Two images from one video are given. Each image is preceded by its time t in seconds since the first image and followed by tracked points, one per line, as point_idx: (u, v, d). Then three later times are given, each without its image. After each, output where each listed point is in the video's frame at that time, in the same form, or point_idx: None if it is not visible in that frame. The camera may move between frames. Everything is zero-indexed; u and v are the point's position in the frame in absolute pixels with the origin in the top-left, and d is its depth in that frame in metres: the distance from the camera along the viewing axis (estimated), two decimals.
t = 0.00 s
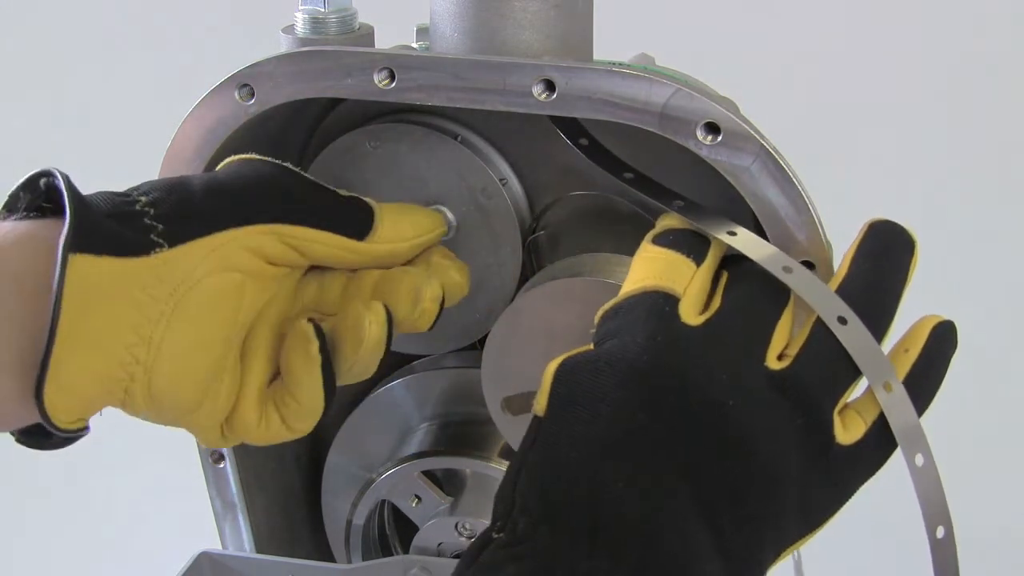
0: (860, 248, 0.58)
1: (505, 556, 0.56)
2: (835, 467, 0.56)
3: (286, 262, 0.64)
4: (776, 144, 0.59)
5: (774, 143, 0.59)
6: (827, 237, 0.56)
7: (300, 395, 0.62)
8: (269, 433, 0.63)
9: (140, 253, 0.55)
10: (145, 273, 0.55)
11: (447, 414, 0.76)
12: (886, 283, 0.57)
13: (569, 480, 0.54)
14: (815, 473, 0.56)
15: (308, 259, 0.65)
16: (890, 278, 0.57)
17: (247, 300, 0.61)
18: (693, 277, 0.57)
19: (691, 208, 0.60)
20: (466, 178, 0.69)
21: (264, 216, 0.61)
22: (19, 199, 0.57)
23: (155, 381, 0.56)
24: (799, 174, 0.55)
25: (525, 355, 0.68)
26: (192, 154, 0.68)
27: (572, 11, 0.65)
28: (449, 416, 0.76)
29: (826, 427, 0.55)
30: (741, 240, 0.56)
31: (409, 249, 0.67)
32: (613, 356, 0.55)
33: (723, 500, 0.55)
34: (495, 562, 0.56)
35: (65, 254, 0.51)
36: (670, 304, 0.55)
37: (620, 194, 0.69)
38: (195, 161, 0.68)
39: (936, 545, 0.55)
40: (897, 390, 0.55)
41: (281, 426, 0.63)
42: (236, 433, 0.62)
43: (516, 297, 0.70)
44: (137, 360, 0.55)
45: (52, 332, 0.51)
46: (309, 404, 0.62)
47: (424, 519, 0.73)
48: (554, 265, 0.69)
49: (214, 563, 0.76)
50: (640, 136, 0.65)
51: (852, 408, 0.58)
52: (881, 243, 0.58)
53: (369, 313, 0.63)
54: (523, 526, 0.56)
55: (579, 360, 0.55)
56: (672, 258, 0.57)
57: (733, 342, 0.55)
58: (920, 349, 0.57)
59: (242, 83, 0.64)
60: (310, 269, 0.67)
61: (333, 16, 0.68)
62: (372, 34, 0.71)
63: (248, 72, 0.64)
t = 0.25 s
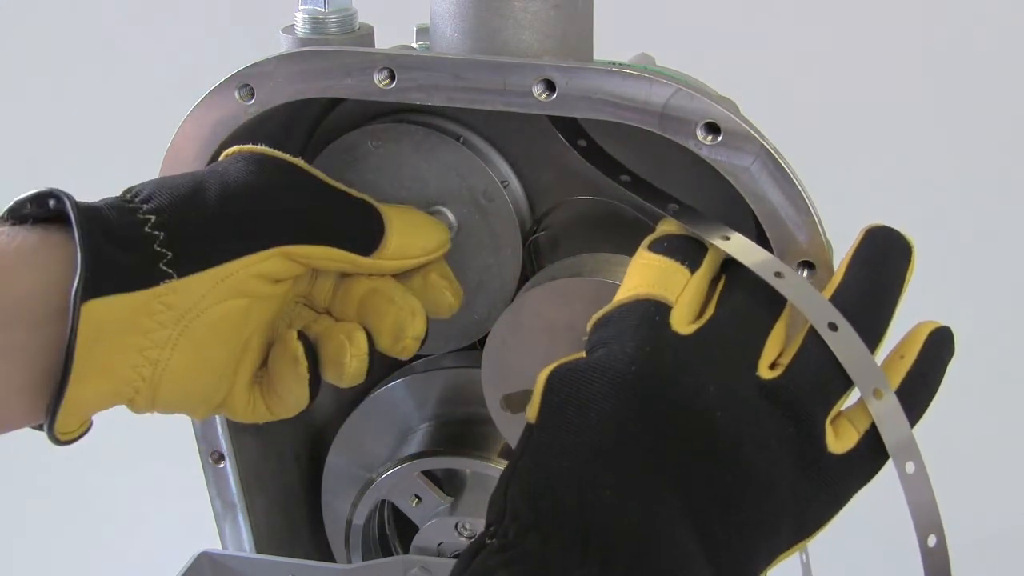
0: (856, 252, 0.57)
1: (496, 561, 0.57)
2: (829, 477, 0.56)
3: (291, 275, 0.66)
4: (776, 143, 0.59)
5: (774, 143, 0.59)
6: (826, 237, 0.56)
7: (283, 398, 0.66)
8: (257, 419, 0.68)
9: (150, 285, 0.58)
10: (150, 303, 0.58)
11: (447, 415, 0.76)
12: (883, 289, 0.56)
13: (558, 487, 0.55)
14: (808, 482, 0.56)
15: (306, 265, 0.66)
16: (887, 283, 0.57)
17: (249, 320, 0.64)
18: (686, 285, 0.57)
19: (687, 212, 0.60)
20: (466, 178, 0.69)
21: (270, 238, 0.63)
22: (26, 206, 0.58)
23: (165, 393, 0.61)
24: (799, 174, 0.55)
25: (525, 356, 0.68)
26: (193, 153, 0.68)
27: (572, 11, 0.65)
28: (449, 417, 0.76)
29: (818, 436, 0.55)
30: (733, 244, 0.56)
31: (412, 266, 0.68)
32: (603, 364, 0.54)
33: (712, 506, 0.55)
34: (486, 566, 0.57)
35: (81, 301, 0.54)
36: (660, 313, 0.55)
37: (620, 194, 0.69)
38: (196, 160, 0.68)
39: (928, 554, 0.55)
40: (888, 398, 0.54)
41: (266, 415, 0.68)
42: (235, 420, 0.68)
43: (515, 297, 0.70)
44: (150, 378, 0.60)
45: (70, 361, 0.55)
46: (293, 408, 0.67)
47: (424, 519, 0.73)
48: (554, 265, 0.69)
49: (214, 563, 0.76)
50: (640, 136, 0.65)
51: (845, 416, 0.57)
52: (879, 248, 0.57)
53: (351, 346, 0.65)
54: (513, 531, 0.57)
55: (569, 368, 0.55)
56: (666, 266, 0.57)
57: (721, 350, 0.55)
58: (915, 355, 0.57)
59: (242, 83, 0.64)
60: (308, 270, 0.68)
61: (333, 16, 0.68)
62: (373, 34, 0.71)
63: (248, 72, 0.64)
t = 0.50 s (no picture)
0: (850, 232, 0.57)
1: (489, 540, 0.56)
2: (822, 456, 0.56)
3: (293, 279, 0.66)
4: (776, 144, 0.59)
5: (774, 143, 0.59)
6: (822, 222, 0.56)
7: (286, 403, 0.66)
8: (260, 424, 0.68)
9: (154, 285, 0.58)
10: (154, 304, 0.58)
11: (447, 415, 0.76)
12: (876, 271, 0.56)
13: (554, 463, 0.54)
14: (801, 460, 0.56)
15: (308, 267, 0.66)
16: (881, 265, 0.56)
17: (253, 322, 0.64)
18: (681, 262, 0.57)
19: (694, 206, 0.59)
20: (467, 178, 0.69)
21: (274, 239, 0.63)
22: (28, 211, 0.59)
23: (168, 395, 0.61)
24: (799, 174, 0.55)
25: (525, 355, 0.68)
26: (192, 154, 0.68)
27: (572, 11, 0.65)
28: (449, 416, 0.76)
29: (811, 415, 0.55)
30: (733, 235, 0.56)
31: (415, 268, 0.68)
32: (598, 338, 0.55)
33: (704, 484, 0.55)
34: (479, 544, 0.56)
35: (84, 301, 0.54)
36: (654, 290, 0.56)
37: (620, 194, 0.69)
38: (195, 161, 0.68)
39: (925, 547, 0.55)
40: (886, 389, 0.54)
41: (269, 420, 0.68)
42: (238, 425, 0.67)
43: (515, 297, 0.70)
44: (155, 381, 0.60)
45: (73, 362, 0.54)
46: (297, 411, 0.67)
47: (424, 519, 0.73)
48: (554, 265, 0.69)
49: (214, 563, 0.76)
50: (640, 136, 0.65)
51: (838, 392, 0.57)
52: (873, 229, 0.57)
53: (353, 345, 0.65)
54: (507, 509, 0.56)
55: (564, 344, 0.56)
56: (660, 242, 0.57)
57: (715, 327, 0.56)
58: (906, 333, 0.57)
59: (242, 83, 0.64)
60: (309, 273, 0.68)
61: (333, 16, 0.68)
62: (373, 34, 0.71)
63: (248, 72, 0.64)
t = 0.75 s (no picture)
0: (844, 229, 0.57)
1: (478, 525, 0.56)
2: (810, 447, 0.56)
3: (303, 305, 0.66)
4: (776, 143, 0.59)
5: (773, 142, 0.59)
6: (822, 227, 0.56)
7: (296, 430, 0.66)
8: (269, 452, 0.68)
9: (168, 310, 0.58)
10: (167, 330, 0.58)
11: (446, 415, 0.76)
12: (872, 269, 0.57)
13: (548, 449, 0.54)
14: (791, 448, 0.56)
15: (318, 294, 0.67)
16: (875, 264, 0.57)
17: (264, 348, 0.64)
18: (675, 250, 0.57)
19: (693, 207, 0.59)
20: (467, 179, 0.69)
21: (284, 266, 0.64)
22: (42, 235, 0.59)
23: (180, 421, 0.61)
24: (798, 174, 0.55)
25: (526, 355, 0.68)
26: (193, 152, 0.68)
27: (572, 11, 0.65)
28: (449, 416, 0.76)
29: (803, 407, 0.56)
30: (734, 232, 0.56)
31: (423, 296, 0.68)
32: (596, 326, 0.55)
33: (699, 474, 0.55)
34: (469, 530, 0.56)
35: (100, 327, 0.54)
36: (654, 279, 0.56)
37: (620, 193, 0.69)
38: (197, 160, 0.68)
39: (913, 557, 0.55)
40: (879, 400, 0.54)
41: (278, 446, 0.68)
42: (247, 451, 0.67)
43: (515, 297, 0.70)
44: (167, 406, 0.60)
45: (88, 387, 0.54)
46: (306, 436, 0.67)
47: (425, 519, 0.73)
48: (554, 266, 0.69)
49: (214, 563, 0.76)
50: (640, 137, 0.65)
51: (829, 390, 0.58)
52: (867, 227, 0.57)
53: (365, 370, 0.65)
54: (498, 494, 0.56)
55: (561, 331, 0.56)
56: (654, 232, 0.57)
57: (715, 320, 0.56)
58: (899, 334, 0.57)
59: (242, 83, 0.64)
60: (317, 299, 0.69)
61: (333, 15, 0.68)
62: (373, 34, 0.71)
63: (248, 72, 0.64)
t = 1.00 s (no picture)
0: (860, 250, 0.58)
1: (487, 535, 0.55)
2: (819, 466, 0.58)
3: (300, 303, 0.66)
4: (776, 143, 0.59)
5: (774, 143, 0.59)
6: (826, 237, 0.56)
7: (297, 426, 0.66)
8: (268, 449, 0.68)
9: (163, 309, 0.58)
10: (163, 329, 0.58)
11: (447, 415, 0.76)
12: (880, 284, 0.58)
13: (564, 465, 0.54)
14: (797, 465, 0.58)
15: (315, 292, 0.67)
16: (886, 281, 0.58)
17: (260, 347, 0.64)
18: (693, 266, 0.57)
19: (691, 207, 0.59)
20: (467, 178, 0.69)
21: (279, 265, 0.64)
22: (36, 233, 0.59)
23: (176, 419, 0.61)
24: (799, 174, 0.55)
25: (526, 355, 0.68)
26: (191, 152, 0.68)
27: (572, 11, 0.65)
28: (449, 416, 0.76)
29: (813, 425, 0.57)
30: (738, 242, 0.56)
31: (420, 292, 0.68)
32: (614, 342, 0.55)
33: (709, 490, 0.56)
34: (478, 540, 0.55)
35: (95, 325, 0.54)
36: (670, 293, 0.56)
37: (621, 193, 0.69)
38: (196, 160, 0.68)
39: (918, 565, 0.55)
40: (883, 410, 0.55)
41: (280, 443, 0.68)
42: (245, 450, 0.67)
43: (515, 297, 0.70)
44: (162, 405, 0.60)
45: (84, 385, 0.54)
46: (307, 435, 0.67)
47: (424, 519, 0.73)
48: (554, 266, 0.69)
49: (214, 563, 0.76)
50: (640, 137, 0.65)
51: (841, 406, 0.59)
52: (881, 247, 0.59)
53: (362, 370, 0.65)
54: (509, 503, 0.55)
55: (574, 344, 0.55)
56: (672, 244, 0.57)
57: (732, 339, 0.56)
58: (912, 356, 0.58)
59: (242, 83, 0.64)
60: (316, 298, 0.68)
61: (333, 15, 0.68)
62: (372, 34, 0.71)
63: (248, 72, 0.64)
